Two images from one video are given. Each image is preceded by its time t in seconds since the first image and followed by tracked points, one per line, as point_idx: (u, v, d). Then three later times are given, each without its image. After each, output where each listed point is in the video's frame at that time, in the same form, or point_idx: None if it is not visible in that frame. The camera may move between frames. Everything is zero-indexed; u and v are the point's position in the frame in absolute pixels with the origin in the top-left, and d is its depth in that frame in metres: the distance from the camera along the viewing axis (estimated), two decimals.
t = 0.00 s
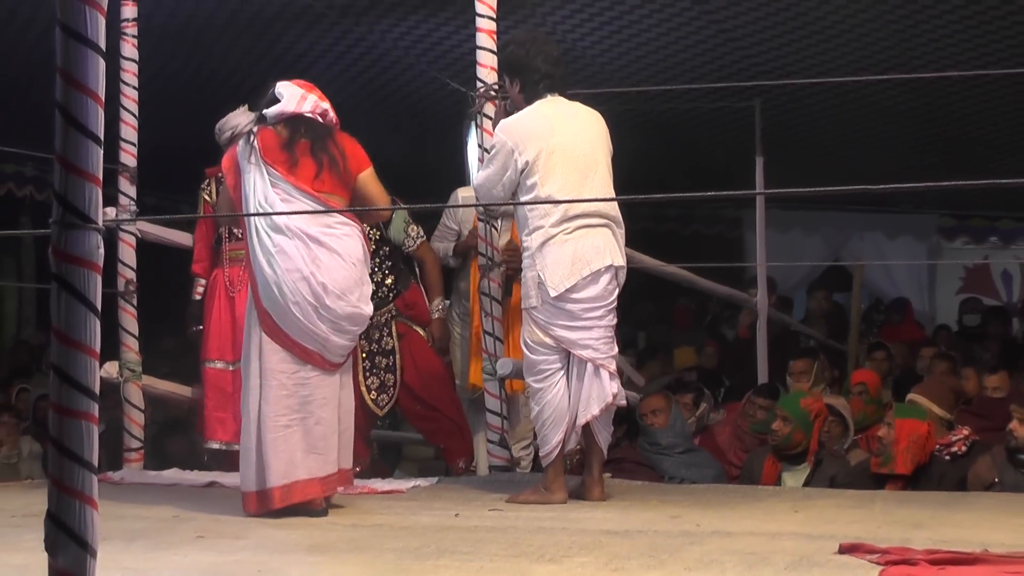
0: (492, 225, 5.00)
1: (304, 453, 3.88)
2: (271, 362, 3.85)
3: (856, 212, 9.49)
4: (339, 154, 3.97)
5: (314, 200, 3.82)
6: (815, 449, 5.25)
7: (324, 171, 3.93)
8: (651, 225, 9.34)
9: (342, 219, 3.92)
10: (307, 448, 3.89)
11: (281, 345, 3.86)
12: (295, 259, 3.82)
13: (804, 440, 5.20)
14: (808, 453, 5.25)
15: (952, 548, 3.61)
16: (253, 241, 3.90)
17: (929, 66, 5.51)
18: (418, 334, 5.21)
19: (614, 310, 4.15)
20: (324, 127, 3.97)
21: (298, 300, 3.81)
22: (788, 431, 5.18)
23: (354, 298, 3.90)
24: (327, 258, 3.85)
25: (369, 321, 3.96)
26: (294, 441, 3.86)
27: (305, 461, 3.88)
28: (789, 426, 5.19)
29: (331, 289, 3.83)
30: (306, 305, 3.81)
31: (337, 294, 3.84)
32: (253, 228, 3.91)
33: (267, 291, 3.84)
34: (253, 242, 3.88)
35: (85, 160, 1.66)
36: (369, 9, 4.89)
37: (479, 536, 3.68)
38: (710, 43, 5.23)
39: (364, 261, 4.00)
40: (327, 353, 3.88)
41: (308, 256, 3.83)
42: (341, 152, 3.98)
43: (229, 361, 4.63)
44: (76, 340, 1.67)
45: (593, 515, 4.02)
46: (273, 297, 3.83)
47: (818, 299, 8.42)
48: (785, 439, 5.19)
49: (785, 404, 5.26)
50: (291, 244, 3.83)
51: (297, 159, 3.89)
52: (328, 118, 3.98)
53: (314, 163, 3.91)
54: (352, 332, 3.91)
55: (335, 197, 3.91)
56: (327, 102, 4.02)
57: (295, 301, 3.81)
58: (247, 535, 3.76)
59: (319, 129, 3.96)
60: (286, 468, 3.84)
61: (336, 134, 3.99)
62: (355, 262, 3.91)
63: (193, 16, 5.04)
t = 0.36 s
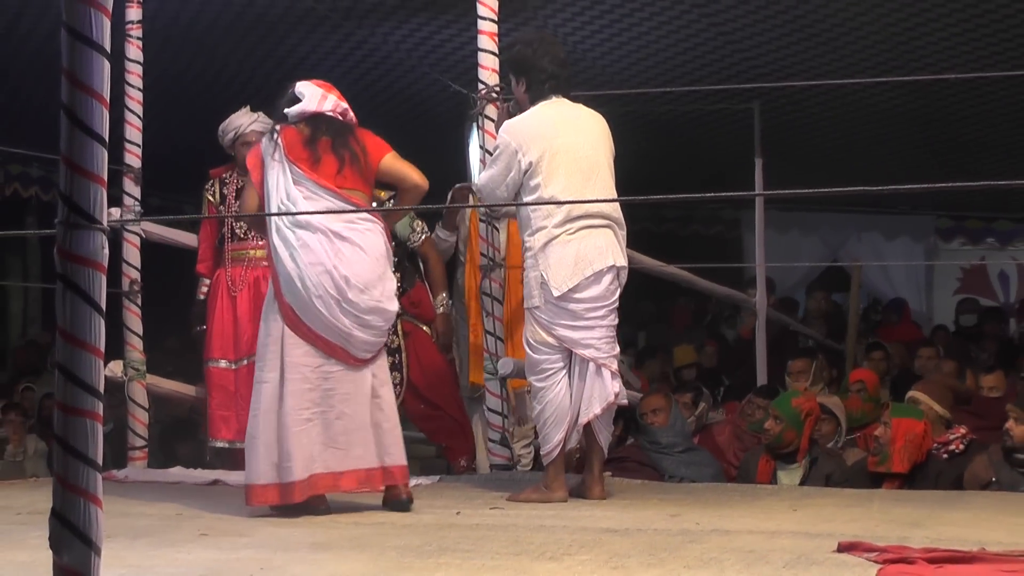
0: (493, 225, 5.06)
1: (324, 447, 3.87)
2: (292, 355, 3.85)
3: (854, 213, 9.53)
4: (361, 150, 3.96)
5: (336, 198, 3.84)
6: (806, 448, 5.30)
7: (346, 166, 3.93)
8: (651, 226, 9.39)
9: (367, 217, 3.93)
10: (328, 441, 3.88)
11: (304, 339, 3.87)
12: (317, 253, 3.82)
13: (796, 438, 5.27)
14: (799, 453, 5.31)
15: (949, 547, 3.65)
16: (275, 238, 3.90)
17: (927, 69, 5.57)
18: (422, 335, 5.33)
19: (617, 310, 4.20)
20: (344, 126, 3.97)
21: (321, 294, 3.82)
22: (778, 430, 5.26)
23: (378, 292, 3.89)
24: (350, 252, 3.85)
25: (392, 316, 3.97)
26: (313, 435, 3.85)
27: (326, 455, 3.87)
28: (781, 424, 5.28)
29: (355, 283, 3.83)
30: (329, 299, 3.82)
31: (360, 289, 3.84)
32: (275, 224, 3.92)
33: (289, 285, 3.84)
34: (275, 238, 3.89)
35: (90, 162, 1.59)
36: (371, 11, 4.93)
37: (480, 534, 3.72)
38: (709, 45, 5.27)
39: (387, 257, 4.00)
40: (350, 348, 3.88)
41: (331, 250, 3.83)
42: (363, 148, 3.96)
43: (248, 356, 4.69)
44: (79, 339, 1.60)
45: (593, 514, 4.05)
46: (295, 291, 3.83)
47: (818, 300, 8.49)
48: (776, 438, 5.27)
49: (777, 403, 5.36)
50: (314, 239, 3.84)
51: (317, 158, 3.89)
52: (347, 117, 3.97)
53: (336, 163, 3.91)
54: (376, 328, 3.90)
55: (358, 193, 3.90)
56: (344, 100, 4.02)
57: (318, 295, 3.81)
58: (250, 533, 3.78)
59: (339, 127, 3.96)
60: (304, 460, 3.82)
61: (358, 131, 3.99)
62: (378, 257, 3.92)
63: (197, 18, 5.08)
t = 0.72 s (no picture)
0: (496, 225, 5.06)
1: (379, 444, 3.86)
2: (340, 352, 3.85)
3: (856, 213, 9.54)
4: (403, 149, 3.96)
5: (380, 196, 3.86)
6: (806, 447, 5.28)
7: (389, 164, 3.94)
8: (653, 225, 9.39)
9: (411, 213, 3.95)
10: (382, 438, 3.87)
11: (352, 337, 3.86)
12: (362, 250, 3.84)
13: (795, 438, 5.25)
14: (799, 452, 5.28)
15: (950, 547, 3.65)
16: (319, 236, 3.90)
17: (929, 69, 5.57)
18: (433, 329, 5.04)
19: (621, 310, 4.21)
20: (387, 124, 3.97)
21: (367, 290, 3.82)
22: (778, 429, 5.25)
23: (423, 288, 3.91)
24: (395, 248, 3.87)
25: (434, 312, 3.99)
26: (368, 432, 3.85)
27: (382, 452, 3.86)
28: (781, 424, 5.26)
29: (401, 278, 3.84)
30: (376, 295, 3.83)
31: (405, 284, 3.85)
32: (318, 222, 3.92)
33: (336, 282, 3.85)
34: (320, 236, 3.89)
35: (91, 161, 1.55)
36: (373, 11, 4.93)
37: (481, 534, 3.72)
38: (712, 44, 5.27)
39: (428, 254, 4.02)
40: (398, 343, 3.88)
41: (376, 246, 3.85)
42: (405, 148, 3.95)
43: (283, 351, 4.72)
44: (81, 339, 1.56)
45: (596, 514, 4.05)
46: (343, 288, 3.84)
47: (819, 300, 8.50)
48: (776, 437, 5.26)
49: (776, 403, 5.35)
50: (359, 235, 3.85)
51: (362, 156, 3.90)
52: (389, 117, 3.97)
53: (380, 161, 3.92)
54: (420, 323, 3.92)
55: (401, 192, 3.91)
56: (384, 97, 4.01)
57: (365, 291, 3.82)
58: (252, 532, 3.77)
59: (382, 125, 3.97)
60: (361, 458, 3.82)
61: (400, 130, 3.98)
62: (422, 253, 3.93)
63: (199, 18, 5.08)
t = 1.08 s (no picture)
0: (500, 225, 5.05)
1: (407, 443, 3.83)
2: (365, 351, 3.85)
3: (861, 213, 9.54)
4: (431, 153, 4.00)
5: (407, 197, 3.88)
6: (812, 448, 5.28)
7: (416, 165, 3.96)
8: (658, 225, 9.40)
9: (435, 214, 3.96)
10: (410, 438, 3.84)
11: (377, 337, 3.87)
12: (387, 250, 3.85)
13: (802, 438, 5.25)
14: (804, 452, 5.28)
15: (956, 547, 3.65)
16: (344, 236, 3.91)
17: (935, 69, 5.56)
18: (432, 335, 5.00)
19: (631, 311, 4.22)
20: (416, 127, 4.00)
21: (390, 290, 3.83)
22: (785, 429, 5.23)
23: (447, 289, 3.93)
24: (419, 248, 3.88)
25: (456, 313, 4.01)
26: (397, 428, 3.83)
27: (409, 452, 3.83)
28: (786, 424, 5.25)
29: (424, 278, 3.86)
30: (400, 295, 3.83)
31: (429, 284, 3.87)
32: (343, 222, 3.93)
33: (360, 282, 3.86)
34: (345, 236, 3.90)
35: (96, 160, 1.54)
36: (379, 11, 4.93)
37: (488, 534, 3.72)
38: (716, 44, 5.27)
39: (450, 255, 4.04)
40: (421, 343, 3.88)
41: (401, 246, 3.86)
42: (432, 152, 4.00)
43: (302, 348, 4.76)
44: (88, 339, 1.55)
45: (602, 514, 4.05)
46: (366, 288, 3.85)
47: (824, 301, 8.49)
48: (783, 437, 5.25)
49: (782, 403, 5.32)
50: (383, 236, 3.86)
51: (390, 156, 3.91)
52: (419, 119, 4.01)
53: (408, 162, 3.94)
54: (442, 323, 3.93)
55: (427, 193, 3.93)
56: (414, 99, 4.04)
57: (388, 290, 3.83)
58: (258, 532, 3.77)
59: (410, 127, 3.99)
60: (387, 454, 3.79)
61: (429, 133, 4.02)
62: (445, 254, 3.95)
63: (204, 18, 5.09)
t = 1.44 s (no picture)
0: (502, 227, 5.12)
1: (412, 445, 3.85)
2: (375, 351, 3.85)
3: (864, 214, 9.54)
4: (442, 152, 4.00)
5: (418, 196, 3.87)
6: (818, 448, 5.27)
7: (428, 165, 3.96)
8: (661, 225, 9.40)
9: (445, 213, 3.96)
10: (415, 439, 3.86)
11: (387, 336, 3.87)
12: (398, 249, 3.85)
13: (808, 438, 5.25)
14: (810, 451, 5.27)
15: (959, 547, 3.65)
16: (355, 236, 3.91)
17: (937, 69, 5.56)
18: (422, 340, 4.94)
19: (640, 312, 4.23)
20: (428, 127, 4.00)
21: (402, 289, 3.84)
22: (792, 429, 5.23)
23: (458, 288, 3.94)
24: (430, 248, 3.89)
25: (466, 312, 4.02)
26: (402, 432, 3.85)
27: (414, 453, 3.84)
28: (793, 424, 5.26)
29: (436, 277, 3.87)
30: (411, 295, 3.84)
31: (440, 283, 3.88)
32: (354, 222, 3.93)
33: (371, 281, 3.86)
34: (356, 235, 3.90)
35: (98, 160, 1.54)
36: (381, 11, 4.94)
37: (491, 534, 3.72)
38: (717, 44, 5.27)
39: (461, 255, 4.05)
40: (432, 343, 3.89)
41: (412, 246, 3.86)
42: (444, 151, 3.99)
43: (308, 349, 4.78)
44: (89, 338, 1.55)
45: (606, 513, 4.05)
46: (377, 287, 3.85)
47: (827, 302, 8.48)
48: (789, 437, 5.24)
49: (789, 402, 5.32)
50: (395, 235, 3.86)
51: (402, 155, 3.91)
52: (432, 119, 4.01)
53: (420, 161, 3.94)
54: (453, 323, 3.94)
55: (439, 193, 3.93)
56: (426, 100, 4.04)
57: (399, 289, 3.83)
58: (261, 533, 3.77)
59: (422, 127, 3.98)
60: (392, 457, 3.81)
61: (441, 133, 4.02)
62: (456, 253, 3.96)
63: (207, 18, 5.09)
